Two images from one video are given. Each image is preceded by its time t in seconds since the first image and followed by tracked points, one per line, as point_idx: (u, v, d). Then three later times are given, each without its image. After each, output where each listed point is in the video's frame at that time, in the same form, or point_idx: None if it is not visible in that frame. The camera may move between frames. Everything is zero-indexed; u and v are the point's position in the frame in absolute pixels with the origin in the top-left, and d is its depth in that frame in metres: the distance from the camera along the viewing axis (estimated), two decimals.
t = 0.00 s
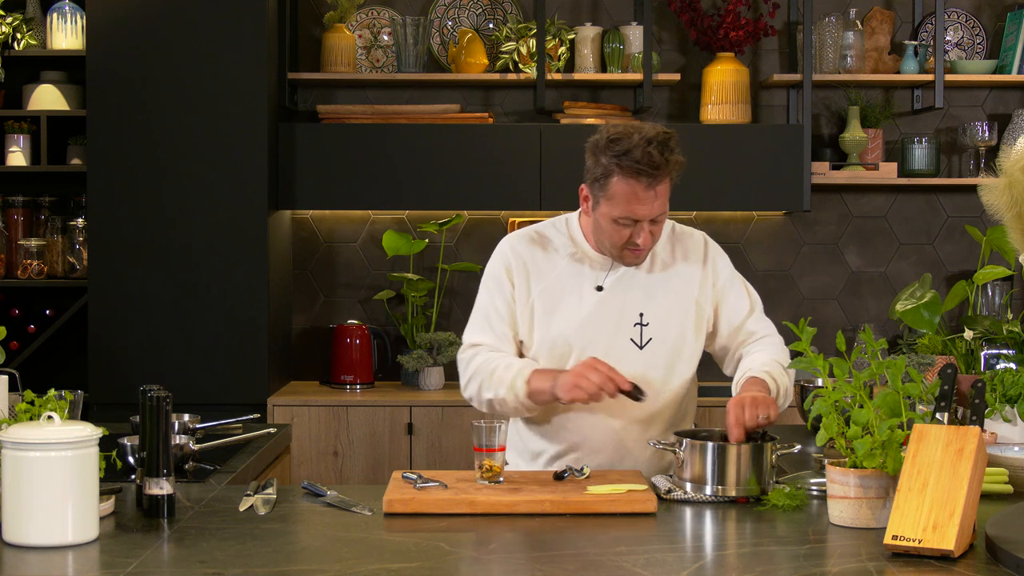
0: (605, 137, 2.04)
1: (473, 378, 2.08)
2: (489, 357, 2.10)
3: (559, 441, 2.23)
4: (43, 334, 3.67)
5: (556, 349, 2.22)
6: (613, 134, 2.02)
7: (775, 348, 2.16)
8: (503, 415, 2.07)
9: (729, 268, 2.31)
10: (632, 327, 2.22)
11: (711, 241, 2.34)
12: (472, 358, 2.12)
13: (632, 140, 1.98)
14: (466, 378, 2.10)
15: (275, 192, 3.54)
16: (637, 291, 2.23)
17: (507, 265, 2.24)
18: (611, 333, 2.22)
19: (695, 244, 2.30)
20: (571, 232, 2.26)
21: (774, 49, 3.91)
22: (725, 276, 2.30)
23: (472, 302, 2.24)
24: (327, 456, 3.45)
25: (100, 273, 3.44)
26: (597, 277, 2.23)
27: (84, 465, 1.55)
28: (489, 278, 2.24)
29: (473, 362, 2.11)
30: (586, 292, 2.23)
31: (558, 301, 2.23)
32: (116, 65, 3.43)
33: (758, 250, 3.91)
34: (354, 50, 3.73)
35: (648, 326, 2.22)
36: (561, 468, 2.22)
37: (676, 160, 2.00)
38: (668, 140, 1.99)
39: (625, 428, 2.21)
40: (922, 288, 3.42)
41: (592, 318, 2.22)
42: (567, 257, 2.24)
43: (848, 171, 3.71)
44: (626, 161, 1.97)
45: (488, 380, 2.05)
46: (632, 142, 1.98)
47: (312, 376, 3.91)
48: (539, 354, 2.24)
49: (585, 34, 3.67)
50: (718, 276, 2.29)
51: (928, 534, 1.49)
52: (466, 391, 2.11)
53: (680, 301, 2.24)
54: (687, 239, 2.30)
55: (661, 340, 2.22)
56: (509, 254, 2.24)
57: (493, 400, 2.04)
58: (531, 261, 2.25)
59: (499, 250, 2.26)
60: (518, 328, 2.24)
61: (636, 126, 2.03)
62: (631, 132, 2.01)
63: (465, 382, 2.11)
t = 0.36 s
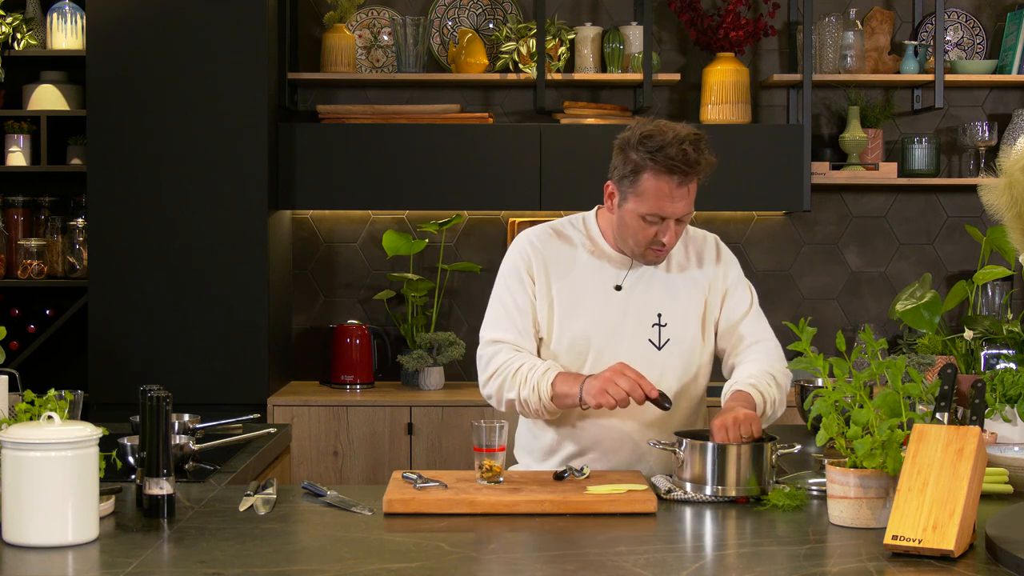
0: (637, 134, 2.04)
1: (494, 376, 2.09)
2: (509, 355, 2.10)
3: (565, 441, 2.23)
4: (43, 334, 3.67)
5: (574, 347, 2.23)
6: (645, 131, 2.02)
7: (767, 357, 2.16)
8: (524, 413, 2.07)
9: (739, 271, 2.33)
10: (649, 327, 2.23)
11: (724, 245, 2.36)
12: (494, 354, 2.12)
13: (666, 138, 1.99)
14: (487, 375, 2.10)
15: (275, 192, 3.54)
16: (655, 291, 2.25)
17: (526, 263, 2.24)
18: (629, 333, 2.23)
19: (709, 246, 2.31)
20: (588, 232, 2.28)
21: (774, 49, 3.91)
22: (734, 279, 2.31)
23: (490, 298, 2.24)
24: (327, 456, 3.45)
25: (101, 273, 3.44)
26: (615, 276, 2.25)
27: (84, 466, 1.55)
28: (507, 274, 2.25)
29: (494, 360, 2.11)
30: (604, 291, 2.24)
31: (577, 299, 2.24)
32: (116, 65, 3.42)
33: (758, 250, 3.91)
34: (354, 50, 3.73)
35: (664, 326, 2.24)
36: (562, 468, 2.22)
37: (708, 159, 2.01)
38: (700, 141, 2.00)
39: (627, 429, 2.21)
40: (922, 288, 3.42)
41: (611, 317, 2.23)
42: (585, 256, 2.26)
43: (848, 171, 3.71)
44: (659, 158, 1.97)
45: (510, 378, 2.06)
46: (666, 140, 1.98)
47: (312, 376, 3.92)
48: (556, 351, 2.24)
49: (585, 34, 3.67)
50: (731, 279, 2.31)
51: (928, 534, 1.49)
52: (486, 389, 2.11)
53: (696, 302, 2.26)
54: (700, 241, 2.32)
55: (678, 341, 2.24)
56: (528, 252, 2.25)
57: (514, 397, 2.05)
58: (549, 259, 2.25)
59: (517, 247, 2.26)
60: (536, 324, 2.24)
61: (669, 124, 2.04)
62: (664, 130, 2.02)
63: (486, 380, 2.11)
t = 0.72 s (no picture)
0: (652, 134, 2.04)
1: (522, 368, 2.04)
2: (537, 350, 2.06)
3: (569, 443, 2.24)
4: (43, 334, 3.66)
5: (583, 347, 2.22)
6: (662, 132, 2.02)
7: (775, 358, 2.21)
8: (549, 411, 2.03)
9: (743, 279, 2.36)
10: (657, 330, 2.24)
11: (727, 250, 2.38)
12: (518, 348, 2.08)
13: (684, 139, 1.99)
14: (515, 367, 2.05)
15: (275, 192, 3.54)
16: (663, 294, 2.25)
17: (540, 257, 2.21)
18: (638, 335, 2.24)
19: (715, 252, 2.33)
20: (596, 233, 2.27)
21: (774, 49, 3.91)
22: (739, 285, 2.34)
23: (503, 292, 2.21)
24: (327, 456, 3.45)
25: (101, 273, 3.44)
26: (625, 278, 2.24)
27: (84, 465, 1.55)
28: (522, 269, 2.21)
29: (522, 352, 2.07)
30: (614, 292, 2.24)
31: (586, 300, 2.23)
32: (116, 65, 3.42)
33: (758, 250, 3.91)
34: (354, 50, 3.73)
35: (672, 329, 2.25)
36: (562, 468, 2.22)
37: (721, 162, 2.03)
38: (716, 144, 2.02)
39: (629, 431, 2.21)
40: (922, 288, 3.42)
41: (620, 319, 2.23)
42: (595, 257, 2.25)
43: (848, 171, 3.71)
44: (678, 158, 1.98)
45: (543, 374, 2.01)
46: (684, 141, 1.99)
47: (312, 376, 3.92)
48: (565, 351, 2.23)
49: (585, 34, 3.67)
50: (735, 284, 2.33)
51: (928, 534, 1.49)
52: (511, 381, 2.07)
53: (702, 307, 2.28)
54: (706, 245, 2.33)
55: (684, 344, 2.25)
56: (540, 248, 2.22)
57: (547, 392, 2.00)
58: (560, 258, 2.24)
59: (529, 242, 2.24)
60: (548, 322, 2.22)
61: (684, 127, 2.04)
62: (681, 131, 2.02)
63: (511, 372, 2.07)
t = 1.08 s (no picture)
0: (705, 142, 2.04)
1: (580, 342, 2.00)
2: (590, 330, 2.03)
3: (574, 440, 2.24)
4: (43, 334, 3.66)
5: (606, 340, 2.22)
6: (717, 140, 2.03)
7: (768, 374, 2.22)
8: (592, 396, 1.97)
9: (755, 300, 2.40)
10: (676, 334, 2.26)
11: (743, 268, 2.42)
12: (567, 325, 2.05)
13: (738, 150, 2.00)
14: (574, 339, 2.01)
15: (275, 192, 3.54)
16: (685, 299, 2.27)
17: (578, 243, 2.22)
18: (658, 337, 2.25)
19: (733, 266, 2.37)
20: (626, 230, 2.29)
21: (774, 49, 3.91)
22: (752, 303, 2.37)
23: (540, 271, 2.19)
24: (327, 456, 3.45)
25: (102, 273, 3.44)
26: (651, 280, 2.27)
27: (84, 465, 1.55)
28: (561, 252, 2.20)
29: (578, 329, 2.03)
30: (640, 292, 2.26)
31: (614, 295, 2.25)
32: (116, 65, 3.42)
33: (758, 250, 3.91)
34: (354, 50, 3.73)
35: (691, 335, 2.26)
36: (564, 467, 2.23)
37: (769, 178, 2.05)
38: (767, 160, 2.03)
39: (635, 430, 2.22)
40: (922, 288, 3.42)
41: (644, 320, 2.25)
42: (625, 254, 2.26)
43: (848, 171, 3.71)
44: (731, 171, 1.99)
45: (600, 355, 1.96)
46: (740, 153, 1.99)
47: (313, 376, 3.92)
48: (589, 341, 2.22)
49: (585, 34, 3.67)
50: (749, 300, 2.36)
51: (928, 534, 1.49)
52: (563, 351, 2.00)
53: (719, 317, 2.30)
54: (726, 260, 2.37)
55: (701, 351, 2.27)
56: (577, 235, 2.23)
57: (602, 373, 1.94)
58: (593, 249, 2.24)
59: (566, 228, 2.24)
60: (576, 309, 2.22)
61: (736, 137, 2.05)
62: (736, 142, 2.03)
63: (567, 343, 2.01)
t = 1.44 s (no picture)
0: (706, 139, 2.05)
1: (536, 357, 2.06)
2: (551, 337, 2.07)
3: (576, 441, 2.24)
4: (43, 334, 3.66)
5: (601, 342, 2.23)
6: (718, 138, 2.03)
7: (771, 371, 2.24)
8: (561, 402, 2.03)
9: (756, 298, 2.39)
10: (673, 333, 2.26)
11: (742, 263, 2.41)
12: (533, 337, 2.09)
13: (740, 148, 2.01)
14: (527, 356, 2.07)
15: (275, 192, 3.54)
16: (681, 298, 2.27)
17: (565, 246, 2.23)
18: (655, 336, 2.25)
19: (731, 262, 2.36)
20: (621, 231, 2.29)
21: (774, 49, 3.91)
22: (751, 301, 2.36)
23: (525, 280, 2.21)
24: (327, 456, 3.45)
25: (101, 274, 3.44)
26: (646, 280, 2.26)
27: (84, 465, 1.55)
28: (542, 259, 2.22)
29: (536, 341, 2.08)
30: (635, 293, 2.25)
31: (609, 296, 2.25)
32: (116, 65, 3.42)
33: (758, 250, 3.91)
34: (354, 50, 3.73)
35: (688, 334, 2.27)
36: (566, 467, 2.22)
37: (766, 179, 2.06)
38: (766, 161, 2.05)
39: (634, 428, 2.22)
40: (922, 288, 3.42)
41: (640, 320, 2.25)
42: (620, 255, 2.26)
43: (848, 171, 3.71)
44: (731, 166, 1.99)
45: (557, 364, 2.00)
46: (741, 151, 2.00)
47: (313, 376, 3.92)
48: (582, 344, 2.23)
49: (585, 34, 3.67)
50: (747, 297, 2.37)
51: (928, 534, 1.49)
52: (527, 371, 2.07)
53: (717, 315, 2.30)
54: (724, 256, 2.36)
55: (699, 349, 2.27)
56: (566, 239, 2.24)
57: (559, 384, 2.00)
58: (585, 251, 2.25)
59: (555, 233, 2.25)
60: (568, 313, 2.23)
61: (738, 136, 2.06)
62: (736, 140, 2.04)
63: (526, 362, 2.08)
